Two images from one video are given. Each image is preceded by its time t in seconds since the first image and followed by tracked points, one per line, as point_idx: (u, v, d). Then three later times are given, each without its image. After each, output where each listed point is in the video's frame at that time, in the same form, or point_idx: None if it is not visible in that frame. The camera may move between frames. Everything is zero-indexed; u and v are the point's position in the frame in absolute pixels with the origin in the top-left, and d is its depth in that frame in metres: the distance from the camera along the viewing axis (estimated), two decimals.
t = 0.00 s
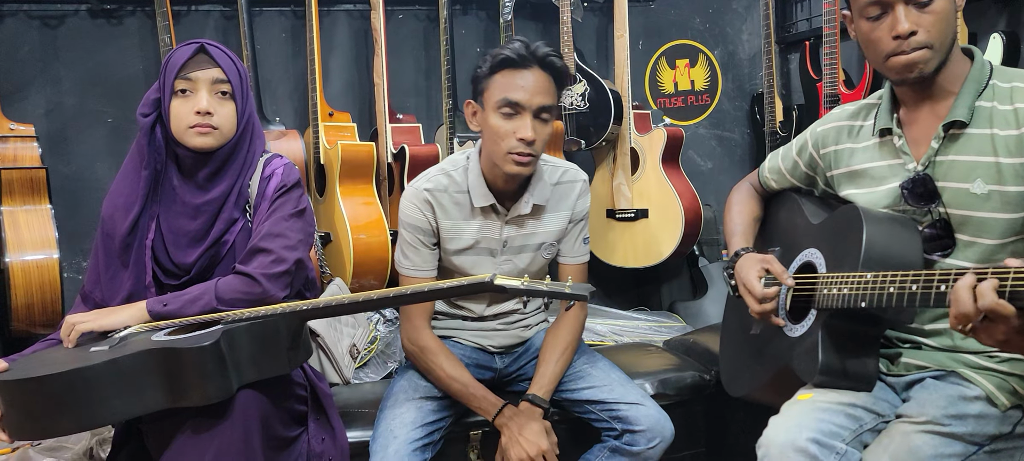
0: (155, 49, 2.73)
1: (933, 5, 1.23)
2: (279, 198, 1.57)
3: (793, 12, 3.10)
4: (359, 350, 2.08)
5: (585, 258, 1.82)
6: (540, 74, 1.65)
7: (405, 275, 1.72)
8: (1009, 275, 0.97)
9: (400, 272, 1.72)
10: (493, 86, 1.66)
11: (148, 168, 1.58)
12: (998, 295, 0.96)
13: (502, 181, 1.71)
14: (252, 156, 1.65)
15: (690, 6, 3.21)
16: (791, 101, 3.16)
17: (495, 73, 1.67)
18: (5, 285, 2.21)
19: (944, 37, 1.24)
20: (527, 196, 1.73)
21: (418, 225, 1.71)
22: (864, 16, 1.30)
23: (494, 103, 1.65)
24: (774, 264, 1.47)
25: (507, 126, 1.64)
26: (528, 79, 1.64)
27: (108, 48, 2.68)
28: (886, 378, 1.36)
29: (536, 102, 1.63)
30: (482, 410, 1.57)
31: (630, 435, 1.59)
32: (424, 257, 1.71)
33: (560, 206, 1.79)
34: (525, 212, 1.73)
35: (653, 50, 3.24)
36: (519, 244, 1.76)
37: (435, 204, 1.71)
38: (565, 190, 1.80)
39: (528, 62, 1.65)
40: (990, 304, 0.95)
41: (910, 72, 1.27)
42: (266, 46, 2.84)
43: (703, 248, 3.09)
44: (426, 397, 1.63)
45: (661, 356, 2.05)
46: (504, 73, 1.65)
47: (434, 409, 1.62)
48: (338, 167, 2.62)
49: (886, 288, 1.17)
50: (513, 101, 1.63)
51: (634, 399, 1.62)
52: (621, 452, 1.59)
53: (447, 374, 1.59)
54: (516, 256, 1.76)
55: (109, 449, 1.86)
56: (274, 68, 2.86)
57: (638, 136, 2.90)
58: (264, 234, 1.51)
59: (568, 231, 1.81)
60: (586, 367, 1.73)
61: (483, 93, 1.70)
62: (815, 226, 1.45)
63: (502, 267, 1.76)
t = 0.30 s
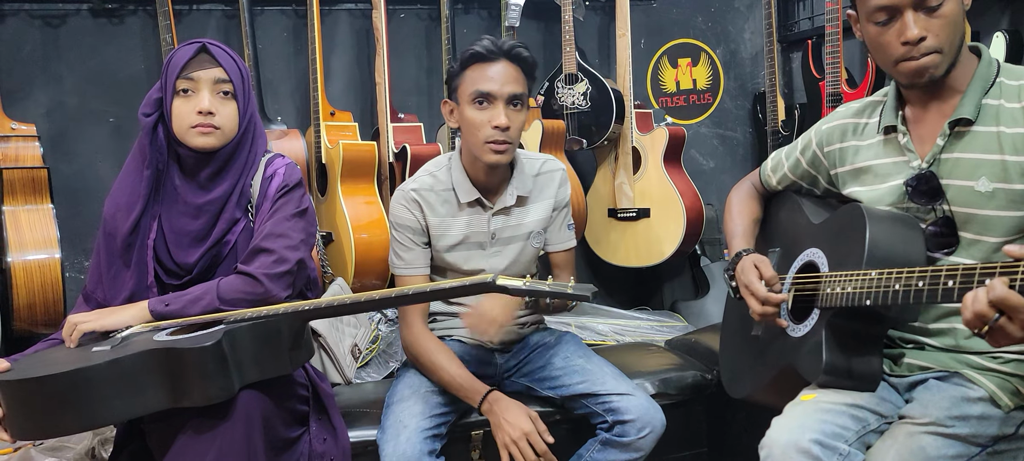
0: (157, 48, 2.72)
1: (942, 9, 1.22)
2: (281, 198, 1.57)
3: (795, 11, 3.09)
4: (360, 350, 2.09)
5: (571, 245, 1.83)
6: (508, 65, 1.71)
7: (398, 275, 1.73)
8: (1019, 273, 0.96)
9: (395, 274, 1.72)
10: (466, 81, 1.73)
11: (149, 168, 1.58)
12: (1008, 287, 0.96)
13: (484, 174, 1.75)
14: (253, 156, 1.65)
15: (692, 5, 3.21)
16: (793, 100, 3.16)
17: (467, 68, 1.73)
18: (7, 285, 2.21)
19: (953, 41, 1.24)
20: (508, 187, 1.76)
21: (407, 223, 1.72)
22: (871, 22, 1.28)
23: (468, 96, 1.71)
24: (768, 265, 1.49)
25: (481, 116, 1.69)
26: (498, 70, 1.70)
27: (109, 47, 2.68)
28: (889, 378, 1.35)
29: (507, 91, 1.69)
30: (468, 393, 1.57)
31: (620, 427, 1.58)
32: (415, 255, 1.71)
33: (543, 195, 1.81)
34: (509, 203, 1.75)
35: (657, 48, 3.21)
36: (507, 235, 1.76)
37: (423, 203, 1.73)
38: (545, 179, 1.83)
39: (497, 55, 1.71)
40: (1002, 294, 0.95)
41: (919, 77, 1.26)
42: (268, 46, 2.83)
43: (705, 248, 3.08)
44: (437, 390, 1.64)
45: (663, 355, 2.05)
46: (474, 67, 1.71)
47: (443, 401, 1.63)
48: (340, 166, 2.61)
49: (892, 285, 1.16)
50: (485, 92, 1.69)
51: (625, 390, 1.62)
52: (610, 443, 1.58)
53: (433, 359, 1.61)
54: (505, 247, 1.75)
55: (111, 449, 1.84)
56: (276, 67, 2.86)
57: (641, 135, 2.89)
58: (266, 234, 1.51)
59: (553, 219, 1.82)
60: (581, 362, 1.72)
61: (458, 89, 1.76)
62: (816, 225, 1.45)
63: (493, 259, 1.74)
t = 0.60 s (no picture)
0: (157, 45, 2.72)
1: (937, 0, 1.23)
2: (282, 195, 1.58)
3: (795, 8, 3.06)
4: (361, 347, 2.09)
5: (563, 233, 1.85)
6: (494, 55, 1.74)
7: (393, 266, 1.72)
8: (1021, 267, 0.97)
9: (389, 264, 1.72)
10: (453, 72, 1.76)
11: (150, 165, 1.58)
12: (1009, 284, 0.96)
13: (476, 163, 1.78)
14: (254, 153, 1.64)
15: (692, 2, 3.20)
16: (794, 97, 3.15)
17: (455, 60, 1.76)
18: (7, 283, 2.21)
19: (947, 33, 1.24)
20: (501, 178, 1.80)
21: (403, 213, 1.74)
22: (867, 13, 1.29)
23: (456, 85, 1.74)
24: (776, 258, 1.47)
25: (470, 105, 1.72)
26: (485, 60, 1.73)
27: (109, 45, 2.67)
28: (889, 375, 1.36)
29: (494, 79, 1.72)
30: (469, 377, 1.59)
31: (618, 421, 1.58)
32: (411, 244, 1.72)
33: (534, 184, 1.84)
34: (502, 193, 1.79)
35: (657, 44, 3.22)
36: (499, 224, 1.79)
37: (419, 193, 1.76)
38: (534, 166, 1.85)
39: (484, 46, 1.75)
40: (1003, 291, 0.95)
41: (912, 68, 1.26)
42: (268, 43, 2.83)
43: (705, 245, 3.08)
44: (439, 383, 1.64)
45: (663, 352, 2.05)
46: (462, 57, 1.75)
47: (447, 395, 1.63)
48: (340, 164, 2.61)
49: (892, 282, 1.16)
50: (473, 81, 1.72)
51: (622, 385, 1.62)
52: (608, 437, 1.59)
53: (435, 348, 1.64)
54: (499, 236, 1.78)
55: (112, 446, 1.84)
56: (276, 64, 2.86)
57: (641, 132, 2.88)
58: (266, 231, 1.51)
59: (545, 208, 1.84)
60: (578, 357, 1.71)
61: (446, 80, 1.78)
62: (814, 222, 1.45)
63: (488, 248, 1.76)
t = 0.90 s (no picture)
0: (158, 45, 2.73)
1: (926, 7, 1.23)
2: (285, 194, 1.58)
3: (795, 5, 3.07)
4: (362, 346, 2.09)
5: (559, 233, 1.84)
6: (478, 55, 1.75)
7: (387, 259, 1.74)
8: (1009, 256, 0.97)
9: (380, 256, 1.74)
10: (438, 75, 1.76)
11: (153, 165, 1.59)
12: (995, 277, 0.97)
13: (467, 164, 1.80)
14: (257, 153, 1.65)
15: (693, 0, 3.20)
16: (794, 95, 3.15)
17: (439, 61, 1.77)
18: (11, 283, 2.22)
19: (936, 37, 1.25)
20: (496, 177, 1.80)
21: (398, 208, 1.76)
22: (856, 17, 1.29)
23: (442, 87, 1.75)
24: (768, 257, 1.49)
25: (455, 107, 1.73)
26: (469, 60, 1.73)
27: (111, 45, 2.68)
28: (888, 373, 1.35)
29: (478, 79, 1.72)
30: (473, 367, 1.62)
31: (621, 420, 1.59)
32: (405, 239, 1.73)
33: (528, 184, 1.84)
34: (497, 192, 1.78)
35: (657, 43, 3.21)
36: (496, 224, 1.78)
37: (415, 190, 1.78)
38: (529, 166, 1.86)
39: (467, 47, 1.75)
40: (989, 284, 0.96)
41: (900, 72, 1.27)
42: (269, 42, 2.83)
43: (706, 242, 3.06)
44: (442, 381, 1.65)
45: (664, 351, 2.06)
46: (446, 60, 1.75)
47: (449, 393, 1.64)
48: (342, 163, 2.62)
49: (884, 278, 1.17)
50: (457, 83, 1.72)
51: (625, 384, 1.63)
52: (611, 436, 1.60)
53: (437, 343, 1.66)
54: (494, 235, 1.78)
55: (116, 444, 1.84)
56: (277, 63, 2.86)
57: (641, 131, 2.88)
58: (268, 231, 1.51)
59: (540, 208, 1.84)
60: (581, 356, 1.72)
61: (431, 82, 1.79)
62: (807, 223, 1.45)
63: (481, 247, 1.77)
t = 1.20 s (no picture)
0: (158, 45, 2.72)
1: (921, 8, 1.22)
2: (284, 194, 1.58)
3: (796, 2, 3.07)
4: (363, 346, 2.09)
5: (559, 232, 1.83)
6: (466, 55, 1.75)
7: (384, 262, 1.72)
8: (1006, 260, 0.97)
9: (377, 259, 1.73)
10: (427, 77, 1.77)
11: (152, 165, 1.59)
12: (992, 282, 0.97)
13: (464, 166, 1.79)
14: (256, 152, 1.64)
15: None
16: (795, 93, 3.15)
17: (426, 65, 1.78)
18: (11, 283, 2.22)
19: (932, 37, 1.24)
20: (494, 178, 1.79)
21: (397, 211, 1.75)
22: (852, 20, 1.28)
23: (432, 90, 1.75)
24: (767, 259, 1.47)
25: (446, 109, 1.74)
26: (458, 60, 1.74)
27: (111, 45, 2.68)
28: (888, 373, 1.35)
29: (468, 78, 1.73)
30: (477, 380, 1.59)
31: (623, 420, 1.59)
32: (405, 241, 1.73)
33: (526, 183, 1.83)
34: (494, 193, 1.78)
35: (658, 43, 3.19)
36: (494, 224, 1.78)
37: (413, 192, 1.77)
38: (527, 166, 1.86)
39: (455, 47, 1.76)
40: (985, 290, 0.96)
41: (897, 72, 1.27)
42: (268, 42, 2.83)
43: (707, 242, 3.06)
44: (442, 383, 1.64)
45: (666, 350, 2.05)
46: (434, 62, 1.76)
47: (449, 395, 1.63)
48: (342, 162, 2.62)
49: (882, 281, 1.16)
50: (448, 84, 1.73)
51: (627, 384, 1.63)
52: (613, 436, 1.59)
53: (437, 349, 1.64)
54: (494, 236, 1.77)
55: (116, 445, 1.84)
56: (277, 63, 2.86)
57: (641, 129, 2.89)
58: (268, 231, 1.51)
59: (540, 207, 1.82)
60: (582, 356, 1.72)
61: (421, 86, 1.80)
62: (805, 224, 1.45)
63: (481, 248, 1.76)
